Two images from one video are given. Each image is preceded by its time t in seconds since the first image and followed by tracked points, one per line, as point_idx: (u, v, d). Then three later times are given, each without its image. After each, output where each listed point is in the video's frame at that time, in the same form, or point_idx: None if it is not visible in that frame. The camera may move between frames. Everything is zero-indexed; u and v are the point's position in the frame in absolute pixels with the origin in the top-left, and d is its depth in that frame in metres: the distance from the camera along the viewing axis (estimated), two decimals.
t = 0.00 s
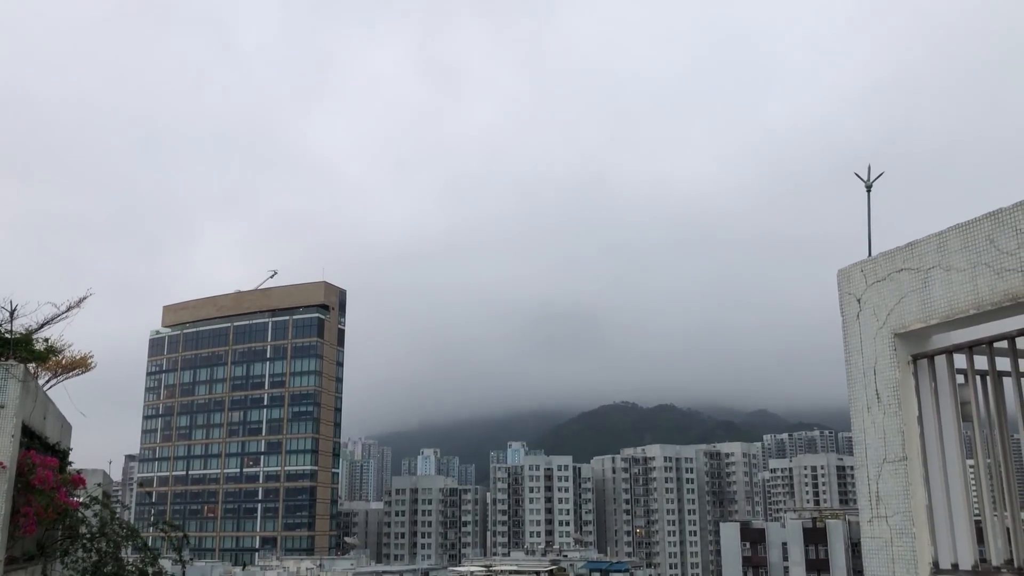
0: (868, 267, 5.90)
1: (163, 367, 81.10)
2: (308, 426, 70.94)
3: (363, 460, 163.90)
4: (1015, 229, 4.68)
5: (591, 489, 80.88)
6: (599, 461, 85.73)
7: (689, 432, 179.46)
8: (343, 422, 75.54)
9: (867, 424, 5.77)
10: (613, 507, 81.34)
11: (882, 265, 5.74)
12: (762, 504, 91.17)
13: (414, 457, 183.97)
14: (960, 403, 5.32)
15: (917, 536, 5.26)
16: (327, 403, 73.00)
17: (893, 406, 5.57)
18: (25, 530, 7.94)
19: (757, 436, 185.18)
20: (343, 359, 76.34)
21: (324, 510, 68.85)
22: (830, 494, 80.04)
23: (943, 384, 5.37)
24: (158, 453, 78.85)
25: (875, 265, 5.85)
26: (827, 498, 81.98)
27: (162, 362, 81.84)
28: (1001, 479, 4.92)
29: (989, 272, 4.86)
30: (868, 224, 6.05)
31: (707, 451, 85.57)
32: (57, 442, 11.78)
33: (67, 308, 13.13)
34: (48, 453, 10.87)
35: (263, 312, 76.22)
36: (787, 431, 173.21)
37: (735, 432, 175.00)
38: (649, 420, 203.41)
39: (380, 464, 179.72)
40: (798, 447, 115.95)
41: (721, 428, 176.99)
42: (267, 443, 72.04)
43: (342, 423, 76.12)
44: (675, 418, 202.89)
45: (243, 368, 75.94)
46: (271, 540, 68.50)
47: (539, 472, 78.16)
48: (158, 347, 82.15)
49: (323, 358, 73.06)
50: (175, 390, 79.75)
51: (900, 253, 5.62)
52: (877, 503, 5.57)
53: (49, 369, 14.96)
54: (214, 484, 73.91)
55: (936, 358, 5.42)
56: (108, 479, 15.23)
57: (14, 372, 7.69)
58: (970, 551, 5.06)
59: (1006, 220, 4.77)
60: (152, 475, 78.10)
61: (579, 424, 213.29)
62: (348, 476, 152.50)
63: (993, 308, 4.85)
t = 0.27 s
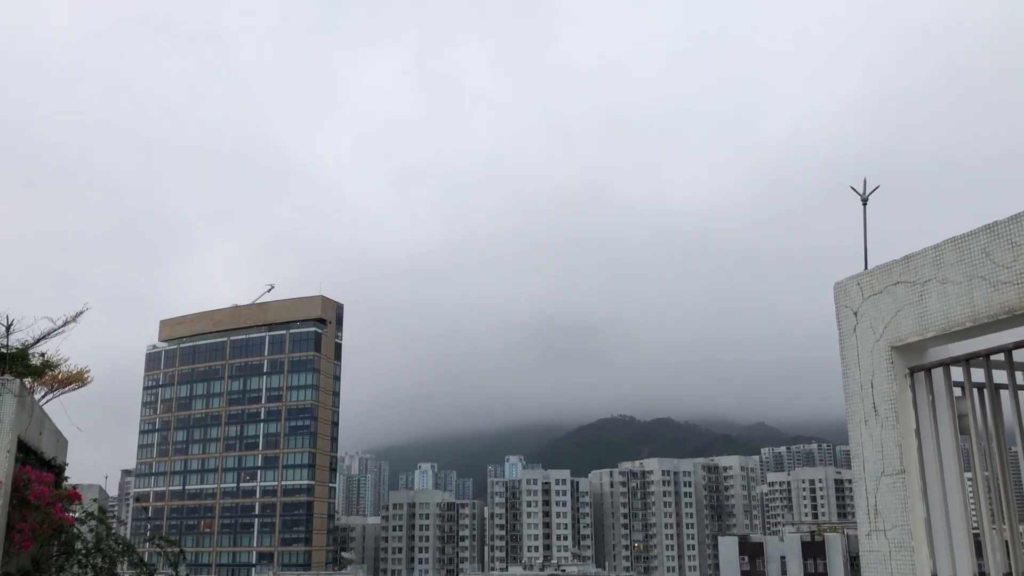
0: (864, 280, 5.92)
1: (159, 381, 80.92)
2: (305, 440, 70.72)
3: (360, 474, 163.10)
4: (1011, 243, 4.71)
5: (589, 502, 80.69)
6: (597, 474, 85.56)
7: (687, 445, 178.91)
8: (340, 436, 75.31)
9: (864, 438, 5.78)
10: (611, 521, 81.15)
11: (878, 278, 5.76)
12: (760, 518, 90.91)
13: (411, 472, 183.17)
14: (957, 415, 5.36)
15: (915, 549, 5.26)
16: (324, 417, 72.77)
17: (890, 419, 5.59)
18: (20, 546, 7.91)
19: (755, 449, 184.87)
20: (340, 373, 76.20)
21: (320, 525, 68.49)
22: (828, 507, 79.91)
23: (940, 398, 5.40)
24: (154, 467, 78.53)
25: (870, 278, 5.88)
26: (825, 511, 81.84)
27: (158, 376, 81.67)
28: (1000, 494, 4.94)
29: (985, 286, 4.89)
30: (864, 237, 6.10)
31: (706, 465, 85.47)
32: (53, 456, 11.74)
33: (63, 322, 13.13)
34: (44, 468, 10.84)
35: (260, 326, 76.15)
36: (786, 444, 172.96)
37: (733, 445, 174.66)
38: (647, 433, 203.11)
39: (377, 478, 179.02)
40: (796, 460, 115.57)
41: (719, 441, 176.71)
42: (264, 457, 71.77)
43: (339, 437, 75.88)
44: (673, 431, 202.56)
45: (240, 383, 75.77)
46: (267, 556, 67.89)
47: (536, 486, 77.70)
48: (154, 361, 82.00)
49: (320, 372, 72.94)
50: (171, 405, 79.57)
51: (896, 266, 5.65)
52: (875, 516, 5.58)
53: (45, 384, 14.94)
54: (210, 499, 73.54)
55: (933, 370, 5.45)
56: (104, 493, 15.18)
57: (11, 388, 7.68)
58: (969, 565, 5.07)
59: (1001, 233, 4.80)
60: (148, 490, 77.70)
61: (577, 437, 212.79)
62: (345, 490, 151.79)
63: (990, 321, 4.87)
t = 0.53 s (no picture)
0: (861, 300, 5.97)
1: (156, 403, 80.70)
2: (302, 463, 70.33)
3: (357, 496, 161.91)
4: (1007, 264, 4.75)
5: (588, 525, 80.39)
6: (595, 496, 85.13)
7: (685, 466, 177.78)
8: (337, 457, 74.90)
9: (862, 459, 5.80)
10: (609, 543, 80.67)
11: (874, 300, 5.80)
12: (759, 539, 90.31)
13: (408, 494, 181.87)
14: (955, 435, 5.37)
15: (916, 570, 5.26)
16: (322, 439, 72.38)
17: (888, 441, 5.61)
18: (15, 569, 7.85)
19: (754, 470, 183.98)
20: (337, 395, 75.97)
21: (317, 547, 67.84)
22: (827, 529, 79.50)
23: (937, 419, 5.43)
24: (150, 490, 78.00)
25: (867, 299, 5.92)
26: (824, 533, 81.39)
27: (155, 398, 81.46)
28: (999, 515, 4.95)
29: (982, 306, 4.93)
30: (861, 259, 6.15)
31: (704, 486, 85.18)
32: (49, 478, 11.69)
33: (60, 344, 13.11)
34: (39, 491, 10.78)
35: (257, 347, 76.04)
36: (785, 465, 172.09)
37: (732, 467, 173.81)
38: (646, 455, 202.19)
39: (374, 500, 177.78)
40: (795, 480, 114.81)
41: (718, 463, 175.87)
42: (261, 479, 71.28)
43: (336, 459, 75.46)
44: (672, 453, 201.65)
45: (237, 404, 75.51)
46: None
47: (534, 508, 76.92)
48: (152, 382, 81.85)
49: (317, 393, 72.72)
50: (168, 427, 79.28)
51: (892, 287, 5.69)
52: (874, 536, 5.59)
53: (41, 407, 14.89)
54: (206, 521, 72.83)
55: (933, 391, 5.47)
56: (99, 517, 15.09)
57: (8, 411, 7.66)
58: None
59: (997, 253, 4.84)
60: (144, 512, 77.03)
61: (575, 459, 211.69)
62: (341, 513, 150.64)
63: (987, 342, 4.91)
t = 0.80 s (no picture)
0: (859, 329, 6.01)
1: (152, 432, 80.14)
2: (298, 492, 69.76)
3: (353, 526, 160.22)
4: (1005, 294, 4.80)
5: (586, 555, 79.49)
6: (593, 526, 84.36)
7: (683, 495, 176.38)
8: (333, 487, 74.32)
9: (862, 488, 5.81)
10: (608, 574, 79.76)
11: (873, 329, 5.85)
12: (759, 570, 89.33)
13: (405, 524, 179.99)
14: (956, 466, 5.40)
15: None
16: (319, 468, 71.85)
17: (887, 470, 5.63)
18: None
19: (753, 500, 182.49)
20: (334, 423, 75.57)
21: None
22: (827, 558, 78.72)
23: (937, 449, 5.45)
24: (145, 519, 77.14)
25: (865, 328, 5.97)
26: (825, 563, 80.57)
27: (151, 426, 80.92)
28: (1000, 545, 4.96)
29: (980, 335, 4.97)
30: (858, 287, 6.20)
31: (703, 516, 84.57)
32: (42, 508, 11.59)
33: (57, 373, 13.09)
34: (33, 520, 10.69)
35: (254, 375, 75.78)
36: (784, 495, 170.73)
37: (731, 496, 172.42)
38: (644, 485, 200.59)
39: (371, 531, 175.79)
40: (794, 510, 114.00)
41: (717, 493, 174.47)
42: (257, 509, 70.65)
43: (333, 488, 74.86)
44: (671, 483, 200.10)
45: (233, 433, 75.06)
46: None
47: (532, 537, 76.30)
48: (148, 411, 81.36)
49: (314, 422, 72.37)
50: (164, 455, 78.64)
51: (891, 316, 5.73)
52: (875, 566, 5.59)
53: (37, 436, 14.82)
54: (202, 551, 71.89)
55: (932, 421, 5.50)
56: (93, 547, 14.93)
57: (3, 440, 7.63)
58: None
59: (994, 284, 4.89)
60: (138, 542, 75.99)
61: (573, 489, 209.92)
62: (337, 544, 148.89)
63: (986, 372, 4.96)
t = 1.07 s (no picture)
0: (859, 359, 6.05)
1: (148, 461, 79.49)
2: (295, 522, 69.08)
3: (349, 557, 158.35)
4: (1004, 324, 4.85)
5: None
6: (592, 557, 83.56)
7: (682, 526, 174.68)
8: (330, 517, 73.64)
9: (861, 519, 5.82)
10: None
11: (872, 359, 5.88)
12: None
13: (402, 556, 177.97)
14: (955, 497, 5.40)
15: None
16: (316, 498, 71.21)
17: (887, 502, 5.63)
18: None
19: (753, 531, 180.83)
20: (332, 453, 75.03)
21: None
22: None
23: (937, 480, 5.47)
24: (140, 550, 76.30)
25: (864, 358, 6.00)
26: None
27: (147, 456, 80.28)
28: None
29: (979, 365, 5.01)
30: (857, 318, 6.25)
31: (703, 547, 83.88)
32: (36, 539, 11.50)
33: (53, 402, 13.06)
34: (27, 551, 10.60)
35: (251, 405, 75.37)
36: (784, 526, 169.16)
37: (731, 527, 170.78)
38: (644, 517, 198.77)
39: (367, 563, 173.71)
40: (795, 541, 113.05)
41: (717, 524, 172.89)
42: (253, 540, 69.98)
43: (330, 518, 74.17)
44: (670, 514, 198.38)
45: (230, 462, 74.48)
46: None
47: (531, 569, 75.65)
48: (144, 440, 80.78)
49: (311, 452, 71.88)
50: (159, 485, 77.92)
51: (890, 346, 5.77)
52: None
53: (32, 465, 14.74)
54: None
55: (933, 451, 5.51)
56: None
57: None
58: None
59: (993, 314, 4.94)
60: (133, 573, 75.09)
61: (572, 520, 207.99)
62: None
63: (985, 403, 4.98)
